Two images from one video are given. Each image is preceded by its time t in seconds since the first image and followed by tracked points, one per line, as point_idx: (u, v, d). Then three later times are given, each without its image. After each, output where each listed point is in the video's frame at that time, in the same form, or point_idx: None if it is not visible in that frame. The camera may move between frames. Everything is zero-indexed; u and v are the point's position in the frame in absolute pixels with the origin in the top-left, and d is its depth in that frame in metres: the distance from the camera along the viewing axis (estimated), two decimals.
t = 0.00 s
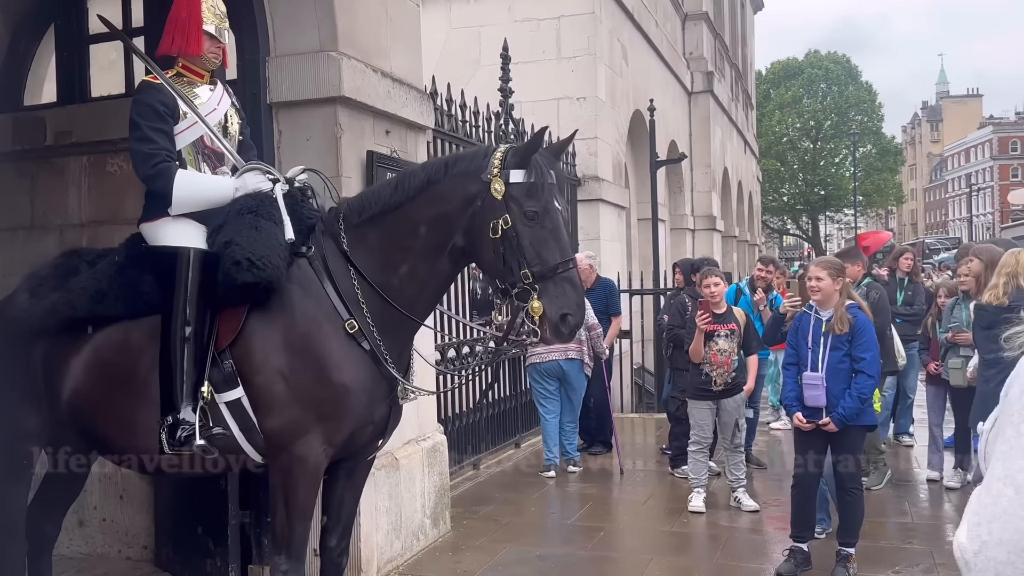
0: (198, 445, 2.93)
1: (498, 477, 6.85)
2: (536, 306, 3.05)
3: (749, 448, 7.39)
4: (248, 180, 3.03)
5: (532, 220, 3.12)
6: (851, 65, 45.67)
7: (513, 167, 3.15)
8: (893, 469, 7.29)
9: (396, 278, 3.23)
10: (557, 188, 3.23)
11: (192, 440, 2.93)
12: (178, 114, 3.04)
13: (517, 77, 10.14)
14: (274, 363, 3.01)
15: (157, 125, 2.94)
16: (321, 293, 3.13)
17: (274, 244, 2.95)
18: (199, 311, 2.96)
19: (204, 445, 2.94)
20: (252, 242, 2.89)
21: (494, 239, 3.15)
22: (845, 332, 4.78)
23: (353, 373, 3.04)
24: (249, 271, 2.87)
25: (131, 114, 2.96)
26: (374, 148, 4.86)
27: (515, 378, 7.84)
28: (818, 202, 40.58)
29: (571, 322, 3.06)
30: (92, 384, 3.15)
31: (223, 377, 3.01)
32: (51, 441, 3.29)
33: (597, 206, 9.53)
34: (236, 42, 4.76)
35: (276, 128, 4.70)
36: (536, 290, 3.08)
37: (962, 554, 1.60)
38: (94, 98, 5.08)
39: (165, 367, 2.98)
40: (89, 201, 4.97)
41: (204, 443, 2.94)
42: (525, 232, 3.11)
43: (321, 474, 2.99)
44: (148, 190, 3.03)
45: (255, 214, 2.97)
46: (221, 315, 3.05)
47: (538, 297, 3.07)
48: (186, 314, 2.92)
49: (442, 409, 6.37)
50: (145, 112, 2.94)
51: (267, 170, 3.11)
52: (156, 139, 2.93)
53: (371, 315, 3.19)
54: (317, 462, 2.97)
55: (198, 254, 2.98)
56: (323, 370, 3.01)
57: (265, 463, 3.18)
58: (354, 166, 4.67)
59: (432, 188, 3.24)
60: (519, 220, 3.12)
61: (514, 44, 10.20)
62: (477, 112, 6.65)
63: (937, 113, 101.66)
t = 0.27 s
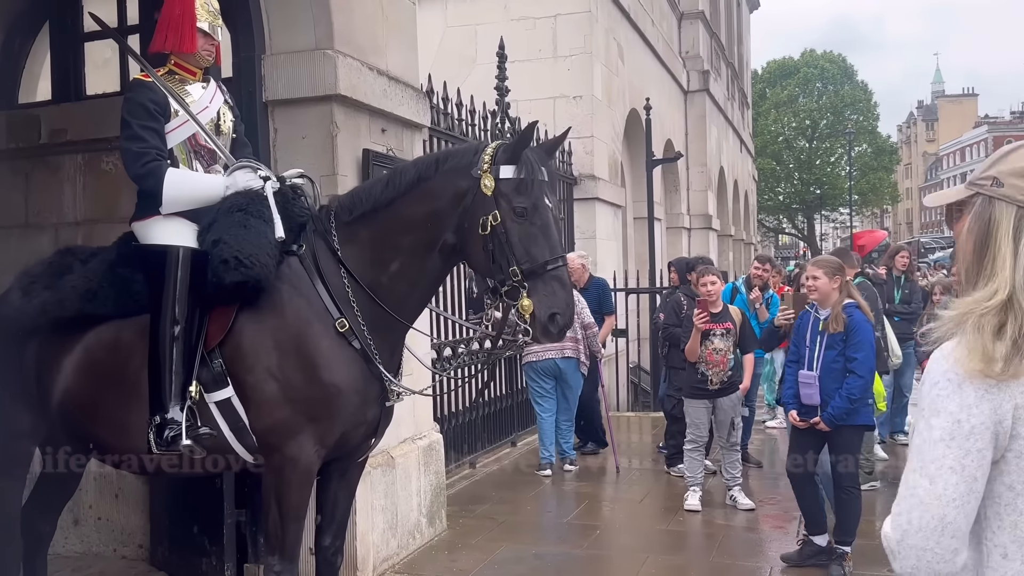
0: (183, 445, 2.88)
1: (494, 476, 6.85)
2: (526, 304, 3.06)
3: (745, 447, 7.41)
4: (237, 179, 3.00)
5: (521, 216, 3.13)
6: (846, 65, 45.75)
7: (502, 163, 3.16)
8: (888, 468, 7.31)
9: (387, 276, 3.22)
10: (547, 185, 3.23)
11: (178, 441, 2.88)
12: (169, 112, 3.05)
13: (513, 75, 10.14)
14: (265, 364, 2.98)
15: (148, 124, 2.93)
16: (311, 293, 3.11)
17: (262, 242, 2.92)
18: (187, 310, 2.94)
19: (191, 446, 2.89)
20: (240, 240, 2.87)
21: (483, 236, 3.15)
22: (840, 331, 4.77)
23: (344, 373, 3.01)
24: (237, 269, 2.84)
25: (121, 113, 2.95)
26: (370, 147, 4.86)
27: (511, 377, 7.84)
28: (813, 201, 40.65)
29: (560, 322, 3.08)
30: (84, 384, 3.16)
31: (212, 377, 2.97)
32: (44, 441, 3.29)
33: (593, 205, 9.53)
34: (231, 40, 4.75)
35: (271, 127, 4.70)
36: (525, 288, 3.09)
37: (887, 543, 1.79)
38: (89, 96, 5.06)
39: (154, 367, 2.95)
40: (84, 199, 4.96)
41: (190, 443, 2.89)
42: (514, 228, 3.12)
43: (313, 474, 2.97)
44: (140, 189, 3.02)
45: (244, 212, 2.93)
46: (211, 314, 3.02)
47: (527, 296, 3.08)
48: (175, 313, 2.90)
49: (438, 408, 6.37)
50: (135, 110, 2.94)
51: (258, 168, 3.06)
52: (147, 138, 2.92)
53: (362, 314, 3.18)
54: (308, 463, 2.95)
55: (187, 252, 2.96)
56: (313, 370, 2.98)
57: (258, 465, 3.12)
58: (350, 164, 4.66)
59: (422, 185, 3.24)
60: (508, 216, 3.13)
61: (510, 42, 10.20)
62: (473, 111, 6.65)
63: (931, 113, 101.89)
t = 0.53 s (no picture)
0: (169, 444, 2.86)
1: (489, 474, 6.85)
2: (517, 309, 3.07)
3: (739, 445, 7.42)
4: (226, 175, 2.97)
5: (513, 220, 3.12)
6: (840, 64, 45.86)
7: (495, 165, 3.14)
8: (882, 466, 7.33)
9: (379, 275, 3.20)
10: (540, 187, 3.22)
11: (163, 439, 2.86)
12: (161, 108, 3.04)
13: (508, 74, 10.14)
14: (255, 363, 2.95)
15: (138, 121, 2.93)
16: (301, 291, 3.08)
17: (250, 239, 2.90)
18: (175, 308, 2.91)
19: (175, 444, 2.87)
20: (227, 236, 2.84)
21: (474, 239, 3.14)
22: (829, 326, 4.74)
23: (334, 372, 3.00)
24: (224, 267, 2.81)
25: (112, 109, 2.95)
26: (365, 144, 4.86)
27: (505, 376, 7.84)
28: (807, 201, 40.75)
29: (553, 326, 3.09)
30: (73, 383, 3.15)
31: (200, 376, 2.93)
32: (35, 440, 3.28)
33: (587, 203, 9.54)
34: (225, 36, 4.73)
35: (266, 124, 4.69)
36: (518, 292, 3.10)
37: (787, 527, 1.81)
38: (82, 93, 5.04)
39: (141, 364, 2.92)
40: (77, 197, 4.94)
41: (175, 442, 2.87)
42: (507, 232, 3.11)
43: (304, 473, 2.95)
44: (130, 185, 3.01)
45: (232, 208, 2.91)
46: (198, 312, 2.98)
47: (519, 300, 3.09)
48: (162, 311, 2.87)
49: (432, 406, 6.36)
50: (125, 107, 2.93)
51: (247, 164, 3.04)
52: (136, 135, 2.91)
53: (352, 312, 3.15)
54: (299, 463, 2.93)
55: (174, 249, 2.92)
56: (303, 369, 2.96)
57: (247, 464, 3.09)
58: (344, 162, 4.66)
59: (414, 184, 3.21)
60: (500, 219, 3.12)
61: (504, 40, 10.20)
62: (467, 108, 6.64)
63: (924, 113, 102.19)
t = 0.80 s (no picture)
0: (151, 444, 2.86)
1: (481, 473, 6.85)
2: (508, 311, 3.06)
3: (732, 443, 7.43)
4: (214, 173, 2.97)
5: (504, 221, 3.11)
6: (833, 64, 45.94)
7: (485, 165, 3.13)
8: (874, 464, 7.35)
9: (367, 275, 3.19)
10: (532, 187, 3.22)
11: (146, 440, 2.87)
12: (149, 106, 3.04)
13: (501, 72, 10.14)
14: (241, 363, 2.95)
15: (126, 118, 2.94)
16: (288, 290, 3.06)
17: (235, 237, 2.89)
18: (160, 308, 2.92)
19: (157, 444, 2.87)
20: (212, 235, 2.84)
21: (466, 240, 3.13)
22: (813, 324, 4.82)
23: (322, 371, 2.98)
24: (207, 265, 2.81)
25: (101, 106, 2.96)
26: (357, 143, 4.85)
27: (498, 374, 7.83)
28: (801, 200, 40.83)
29: (546, 327, 3.09)
30: (59, 382, 3.14)
31: (185, 375, 2.93)
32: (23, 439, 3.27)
33: (581, 201, 9.54)
34: (217, 34, 4.72)
35: (257, 122, 4.67)
36: (509, 293, 3.09)
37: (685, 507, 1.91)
38: (74, 91, 5.03)
39: (126, 364, 2.93)
40: (68, 195, 4.92)
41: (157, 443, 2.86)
42: (498, 232, 3.11)
43: (293, 474, 2.94)
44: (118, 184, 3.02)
45: (217, 206, 2.91)
46: (184, 312, 2.99)
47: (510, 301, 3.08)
48: (147, 311, 2.88)
49: (425, 405, 6.36)
50: (114, 105, 2.94)
51: (235, 162, 3.04)
52: (124, 132, 2.93)
53: (340, 312, 3.14)
54: (287, 463, 2.92)
55: (160, 247, 2.94)
56: (290, 369, 2.95)
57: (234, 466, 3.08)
58: (337, 160, 4.66)
59: (403, 184, 3.19)
60: (491, 220, 3.11)
61: (498, 39, 10.19)
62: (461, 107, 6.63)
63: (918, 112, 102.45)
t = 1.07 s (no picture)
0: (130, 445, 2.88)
1: (474, 472, 6.85)
2: (499, 314, 3.05)
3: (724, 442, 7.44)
4: (198, 172, 2.99)
5: (493, 224, 3.11)
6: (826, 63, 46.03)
7: (474, 167, 3.13)
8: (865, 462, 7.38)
9: (353, 275, 3.18)
10: (520, 189, 3.20)
11: (126, 440, 2.88)
12: (134, 104, 3.04)
13: (493, 71, 10.13)
14: (226, 363, 2.95)
15: (112, 116, 2.94)
16: (273, 291, 3.06)
17: (218, 236, 2.89)
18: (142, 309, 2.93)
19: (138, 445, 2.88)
20: (194, 234, 2.84)
21: (454, 243, 3.13)
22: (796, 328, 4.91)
23: (307, 371, 2.98)
24: (189, 264, 2.81)
25: (87, 105, 2.96)
26: (349, 142, 4.85)
27: (490, 373, 7.83)
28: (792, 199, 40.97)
29: (534, 331, 3.09)
30: (44, 381, 3.13)
31: (168, 375, 2.95)
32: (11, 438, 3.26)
33: (573, 200, 9.54)
34: (207, 32, 4.70)
35: (249, 121, 4.66)
36: (498, 297, 3.09)
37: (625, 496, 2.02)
38: (64, 89, 5.01)
39: (109, 365, 2.95)
40: (59, 194, 4.91)
41: (138, 443, 2.88)
42: (486, 236, 3.11)
43: (281, 475, 2.94)
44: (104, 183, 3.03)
45: (201, 205, 2.92)
46: (167, 312, 3.01)
47: (500, 305, 3.07)
48: (130, 311, 2.89)
49: (417, 404, 6.36)
50: (101, 103, 2.94)
51: (220, 161, 3.05)
52: (110, 130, 2.93)
53: (325, 312, 3.13)
54: (273, 464, 2.92)
55: (143, 246, 2.95)
56: (275, 370, 2.94)
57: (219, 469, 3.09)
58: (328, 159, 4.65)
59: (390, 185, 3.19)
60: (480, 223, 3.11)
61: (490, 38, 10.19)
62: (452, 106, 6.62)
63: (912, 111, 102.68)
